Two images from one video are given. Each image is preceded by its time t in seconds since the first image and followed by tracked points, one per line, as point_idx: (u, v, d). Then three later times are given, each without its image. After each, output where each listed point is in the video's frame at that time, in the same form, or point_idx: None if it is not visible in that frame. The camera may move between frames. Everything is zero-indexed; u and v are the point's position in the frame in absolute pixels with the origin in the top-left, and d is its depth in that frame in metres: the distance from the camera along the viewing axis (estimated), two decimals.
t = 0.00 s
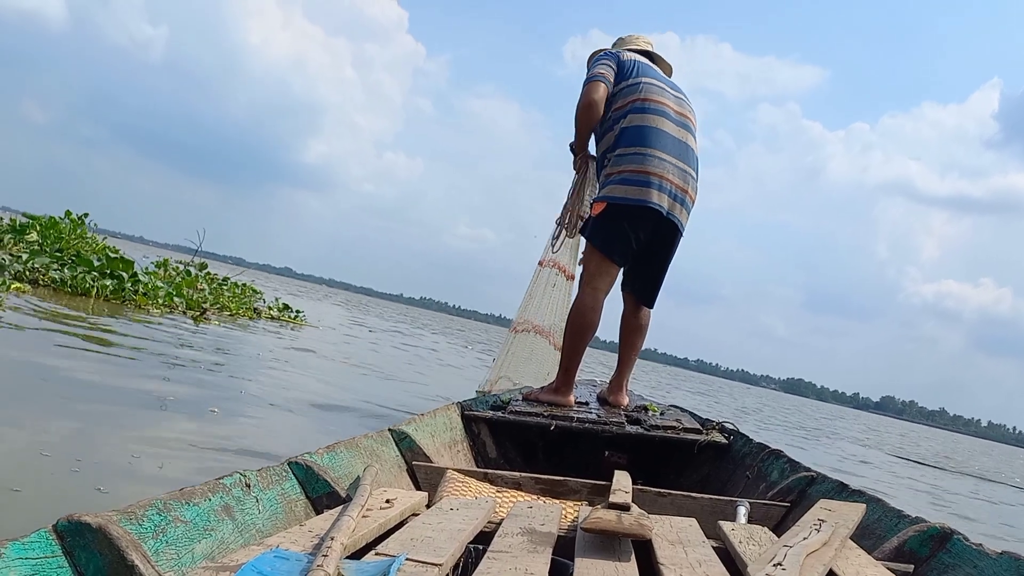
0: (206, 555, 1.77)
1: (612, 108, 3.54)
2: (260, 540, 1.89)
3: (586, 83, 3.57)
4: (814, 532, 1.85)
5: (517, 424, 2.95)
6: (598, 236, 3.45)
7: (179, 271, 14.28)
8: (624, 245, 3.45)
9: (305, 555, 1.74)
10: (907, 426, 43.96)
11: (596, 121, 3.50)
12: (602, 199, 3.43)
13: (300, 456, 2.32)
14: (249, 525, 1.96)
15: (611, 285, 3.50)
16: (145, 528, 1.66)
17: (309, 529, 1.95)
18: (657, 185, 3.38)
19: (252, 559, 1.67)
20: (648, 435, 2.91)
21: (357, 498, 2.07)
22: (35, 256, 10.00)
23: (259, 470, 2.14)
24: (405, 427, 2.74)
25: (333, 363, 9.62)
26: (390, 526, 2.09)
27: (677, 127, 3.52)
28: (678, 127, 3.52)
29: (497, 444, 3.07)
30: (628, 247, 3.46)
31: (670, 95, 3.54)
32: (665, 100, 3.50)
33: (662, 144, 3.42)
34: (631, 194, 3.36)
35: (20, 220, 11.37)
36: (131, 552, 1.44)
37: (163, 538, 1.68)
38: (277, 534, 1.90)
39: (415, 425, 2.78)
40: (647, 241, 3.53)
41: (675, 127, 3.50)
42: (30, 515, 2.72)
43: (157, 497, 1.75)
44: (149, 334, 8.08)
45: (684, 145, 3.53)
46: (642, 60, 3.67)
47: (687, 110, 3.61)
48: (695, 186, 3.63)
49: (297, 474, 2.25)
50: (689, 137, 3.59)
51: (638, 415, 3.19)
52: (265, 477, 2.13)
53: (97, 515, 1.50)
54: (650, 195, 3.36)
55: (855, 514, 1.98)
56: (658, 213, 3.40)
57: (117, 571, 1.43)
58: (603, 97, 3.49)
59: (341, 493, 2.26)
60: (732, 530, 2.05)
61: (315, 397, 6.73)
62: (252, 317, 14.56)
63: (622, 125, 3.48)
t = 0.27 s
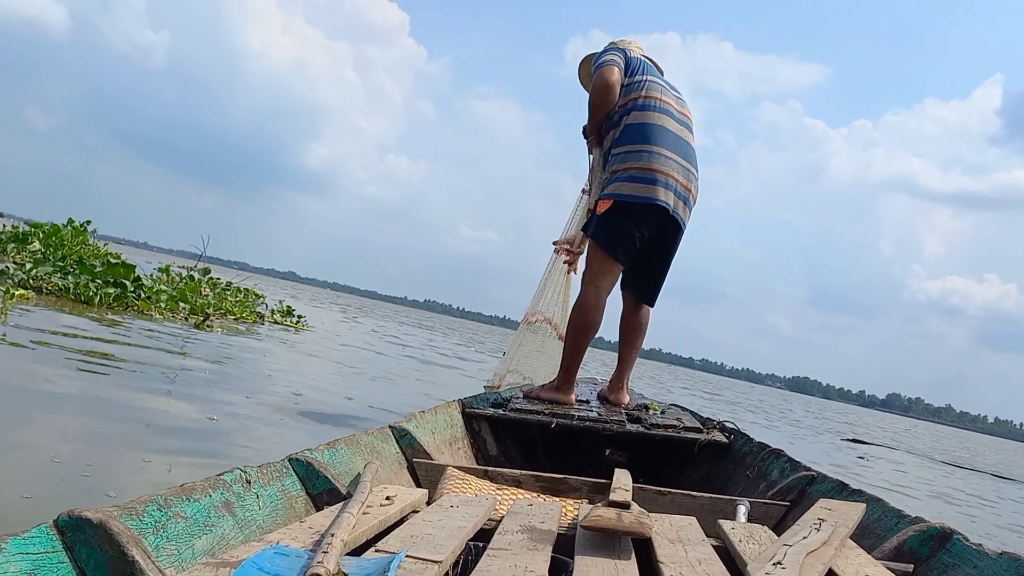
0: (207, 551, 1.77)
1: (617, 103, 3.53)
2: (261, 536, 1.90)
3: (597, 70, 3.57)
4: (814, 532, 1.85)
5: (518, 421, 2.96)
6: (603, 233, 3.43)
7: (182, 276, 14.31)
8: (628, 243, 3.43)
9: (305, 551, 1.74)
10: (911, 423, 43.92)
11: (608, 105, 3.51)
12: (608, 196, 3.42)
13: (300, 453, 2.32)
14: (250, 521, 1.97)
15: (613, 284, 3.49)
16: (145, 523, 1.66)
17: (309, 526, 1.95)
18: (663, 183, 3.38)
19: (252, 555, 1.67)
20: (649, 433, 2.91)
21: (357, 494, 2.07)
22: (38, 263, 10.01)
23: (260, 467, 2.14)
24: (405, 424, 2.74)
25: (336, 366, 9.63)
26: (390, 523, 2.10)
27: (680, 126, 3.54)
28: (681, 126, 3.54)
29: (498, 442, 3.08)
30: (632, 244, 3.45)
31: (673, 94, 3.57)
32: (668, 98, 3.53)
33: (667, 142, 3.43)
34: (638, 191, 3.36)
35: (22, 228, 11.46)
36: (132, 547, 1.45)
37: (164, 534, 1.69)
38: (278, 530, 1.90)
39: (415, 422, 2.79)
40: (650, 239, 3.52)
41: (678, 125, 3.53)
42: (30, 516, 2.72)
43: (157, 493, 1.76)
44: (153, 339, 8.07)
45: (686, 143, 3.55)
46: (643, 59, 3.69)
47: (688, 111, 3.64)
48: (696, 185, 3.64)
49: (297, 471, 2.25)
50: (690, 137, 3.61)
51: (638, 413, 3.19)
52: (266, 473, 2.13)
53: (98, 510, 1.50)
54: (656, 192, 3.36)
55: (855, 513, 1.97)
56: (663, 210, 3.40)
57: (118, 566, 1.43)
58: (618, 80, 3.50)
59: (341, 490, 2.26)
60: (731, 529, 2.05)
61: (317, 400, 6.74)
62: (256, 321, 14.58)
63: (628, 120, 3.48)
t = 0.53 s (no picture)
0: (205, 550, 1.78)
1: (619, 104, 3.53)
2: (259, 535, 1.90)
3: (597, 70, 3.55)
4: (812, 532, 1.85)
5: (517, 421, 2.96)
6: (606, 234, 3.43)
7: (184, 279, 14.32)
8: (630, 244, 3.43)
9: (303, 552, 1.75)
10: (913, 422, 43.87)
11: (610, 102, 3.48)
12: (611, 197, 3.42)
13: (299, 452, 2.33)
14: (248, 521, 1.97)
15: (613, 284, 3.49)
16: (143, 523, 1.67)
17: (307, 526, 1.96)
18: (667, 184, 3.39)
19: (251, 554, 1.68)
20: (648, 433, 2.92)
21: (356, 495, 2.08)
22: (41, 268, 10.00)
23: (258, 466, 2.15)
24: (404, 424, 2.75)
25: (338, 368, 9.64)
26: (389, 524, 2.10)
27: (681, 127, 3.55)
28: (682, 127, 3.55)
29: (497, 442, 3.08)
30: (634, 245, 3.45)
31: (671, 95, 3.58)
32: (667, 98, 3.53)
33: (669, 143, 3.44)
34: (642, 191, 3.36)
35: (24, 230, 11.56)
36: (131, 547, 1.46)
37: (162, 534, 1.70)
38: (276, 530, 1.91)
39: (414, 421, 2.80)
40: (653, 240, 3.53)
41: (678, 125, 3.53)
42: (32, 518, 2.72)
43: (155, 493, 1.76)
44: (155, 343, 8.06)
45: (688, 144, 3.56)
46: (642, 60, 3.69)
47: (688, 111, 3.65)
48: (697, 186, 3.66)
49: (296, 470, 2.26)
50: (691, 137, 3.62)
51: (637, 413, 3.19)
52: (264, 473, 2.14)
53: (97, 510, 1.51)
54: (660, 192, 3.37)
55: (854, 514, 1.98)
56: (667, 211, 3.41)
57: (116, 566, 1.44)
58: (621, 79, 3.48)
59: (339, 489, 2.27)
60: (730, 529, 2.05)
61: (319, 402, 6.75)
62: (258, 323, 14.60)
63: (629, 121, 3.49)
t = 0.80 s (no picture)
0: (206, 559, 1.77)
1: (612, 114, 3.53)
2: (261, 543, 1.90)
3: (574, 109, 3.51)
4: (814, 531, 1.85)
5: (517, 425, 2.96)
6: (605, 237, 3.42)
7: (188, 281, 14.38)
8: (630, 246, 3.43)
9: (305, 558, 1.75)
10: (918, 423, 43.75)
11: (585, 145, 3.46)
12: (610, 200, 3.42)
13: (300, 459, 2.32)
14: (249, 529, 1.97)
15: (614, 287, 3.49)
16: (144, 532, 1.66)
17: (308, 532, 1.96)
18: (665, 185, 3.38)
19: (252, 562, 1.68)
20: (649, 434, 2.91)
21: (357, 500, 2.08)
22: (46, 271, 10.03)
23: (259, 473, 2.14)
24: (404, 429, 2.75)
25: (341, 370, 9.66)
26: (390, 529, 2.10)
27: (677, 128, 3.54)
28: (678, 128, 3.53)
29: (498, 446, 3.07)
30: (634, 247, 3.45)
31: (666, 97, 3.56)
32: (662, 101, 3.52)
33: (666, 144, 3.43)
34: (641, 194, 3.36)
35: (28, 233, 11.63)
36: (132, 557, 1.46)
37: (163, 543, 1.69)
38: (277, 537, 1.91)
39: (414, 426, 2.79)
40: (654, 242, 3.53)
41: (675, 126, 3.52)
42: (33, 521, 2.73)
43: (156, 502, 1.76)
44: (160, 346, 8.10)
45: (685, 144, 3.55)
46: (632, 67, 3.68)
47: (684, 112, 3.63)
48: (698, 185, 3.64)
49: (296, 477, 2.26)
50: (689, 138, 3.60)
51: (638, 415, 3.19)
52: (265, 480, 2.14)
53: (97, 519, 1.51)
54: (659, 194, 3.37)
55: (855, 512, 1.97)
56: (667, 212, 3.41)
57: None
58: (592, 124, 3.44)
59: (340, 496, 2.27)
60: (732, 529, 2.05)
61: (322, 404, 6.76)
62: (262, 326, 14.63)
63: (624, 127, 3.48)
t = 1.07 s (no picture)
0: (208, 568, 1.75)
1: (602, 130, 3.54)
2: (262, 551, 1.89)
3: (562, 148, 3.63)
4: (816, 529, 1.84)
5: (517, 428, 2.95)
6: (606, 243, 3.40)
7: (192, 282, 14.40)
8: (631, 248, 3.42)
9: (307, 566, 1.75)
10: (923, 425, 43.64)
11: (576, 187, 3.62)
12: (609, 205, 3.41)
13: (300, 466, 2.32)
14: (251, 537, 1.96)
15: (614, 289, 3.48)
16: (145, 542, 1.65)
17: (310, 539, 1.96)
18: (665, 185, 3.37)
19: (254, 571, 1.68)
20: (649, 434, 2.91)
21: (358, 506, 2.07)
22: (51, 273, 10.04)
23: (259, 481, 2.13)
24: (404, 434, 2.74)
25: (343, 372, 9.66)
26: (392, 534, 2.10)
27: (671, 127, 3.51)
28: (672, 126, 3.51)
29: (498, 449, 3.06)
30: (635, 249, 3.44)
31: (656, 98, 3.55)
32: (652, 102, 3.51)
33: (661, 145, 3.41)
34: (641, 198, 3.35)
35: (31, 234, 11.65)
36: (133, 566, 1.46)
37: (165, 552, 1.67)
38: (279, 545, 1.91)
39: (414, 431, 2.79)
40: (657, 242, 3.52)
41: (669, 125, 3.50)
42: (35, 521, 2.72)
43: (156, 511, 1.74)
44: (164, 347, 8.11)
45: (681, 141, 3.52)
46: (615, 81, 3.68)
47: (676, 109, 3.61)
48: (700, 177, 3.62)
49: (297, 484, 2.25)
50: (684, 134, 3.58)
51: (637, 416, 3.18)
52: (265, 487, 2.13)
53: (98, 531, 1.52)
54: (659, 194, 3.36)
55: (857, 510, 1.96)
56: (669, 211, 3.40)
57: None
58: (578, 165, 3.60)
59: (341, 502, 2.26)
60: (734, 529, 2.04)
61: (324, 405, 6.76)
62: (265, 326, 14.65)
63: (616, 133, 3.47)
